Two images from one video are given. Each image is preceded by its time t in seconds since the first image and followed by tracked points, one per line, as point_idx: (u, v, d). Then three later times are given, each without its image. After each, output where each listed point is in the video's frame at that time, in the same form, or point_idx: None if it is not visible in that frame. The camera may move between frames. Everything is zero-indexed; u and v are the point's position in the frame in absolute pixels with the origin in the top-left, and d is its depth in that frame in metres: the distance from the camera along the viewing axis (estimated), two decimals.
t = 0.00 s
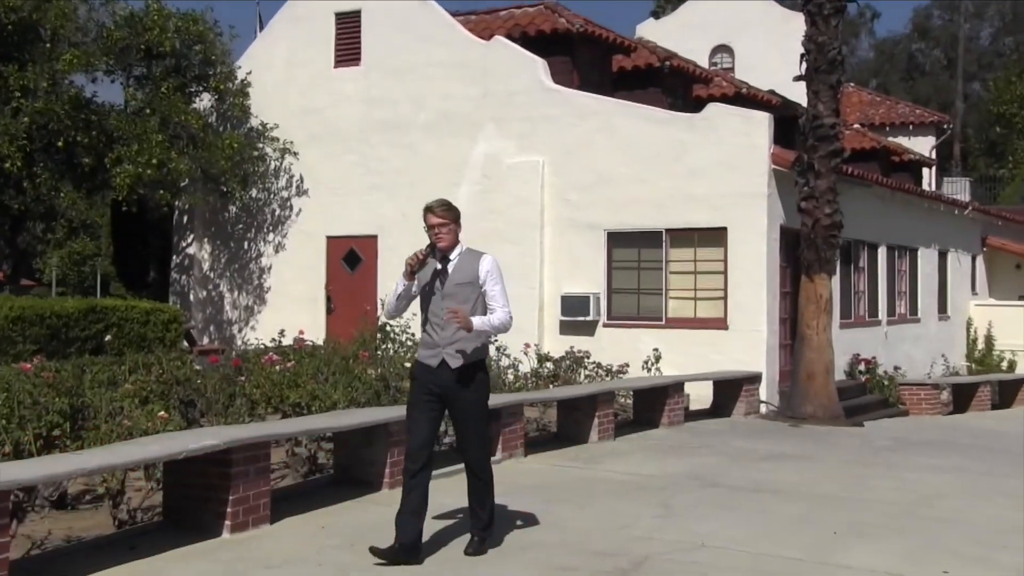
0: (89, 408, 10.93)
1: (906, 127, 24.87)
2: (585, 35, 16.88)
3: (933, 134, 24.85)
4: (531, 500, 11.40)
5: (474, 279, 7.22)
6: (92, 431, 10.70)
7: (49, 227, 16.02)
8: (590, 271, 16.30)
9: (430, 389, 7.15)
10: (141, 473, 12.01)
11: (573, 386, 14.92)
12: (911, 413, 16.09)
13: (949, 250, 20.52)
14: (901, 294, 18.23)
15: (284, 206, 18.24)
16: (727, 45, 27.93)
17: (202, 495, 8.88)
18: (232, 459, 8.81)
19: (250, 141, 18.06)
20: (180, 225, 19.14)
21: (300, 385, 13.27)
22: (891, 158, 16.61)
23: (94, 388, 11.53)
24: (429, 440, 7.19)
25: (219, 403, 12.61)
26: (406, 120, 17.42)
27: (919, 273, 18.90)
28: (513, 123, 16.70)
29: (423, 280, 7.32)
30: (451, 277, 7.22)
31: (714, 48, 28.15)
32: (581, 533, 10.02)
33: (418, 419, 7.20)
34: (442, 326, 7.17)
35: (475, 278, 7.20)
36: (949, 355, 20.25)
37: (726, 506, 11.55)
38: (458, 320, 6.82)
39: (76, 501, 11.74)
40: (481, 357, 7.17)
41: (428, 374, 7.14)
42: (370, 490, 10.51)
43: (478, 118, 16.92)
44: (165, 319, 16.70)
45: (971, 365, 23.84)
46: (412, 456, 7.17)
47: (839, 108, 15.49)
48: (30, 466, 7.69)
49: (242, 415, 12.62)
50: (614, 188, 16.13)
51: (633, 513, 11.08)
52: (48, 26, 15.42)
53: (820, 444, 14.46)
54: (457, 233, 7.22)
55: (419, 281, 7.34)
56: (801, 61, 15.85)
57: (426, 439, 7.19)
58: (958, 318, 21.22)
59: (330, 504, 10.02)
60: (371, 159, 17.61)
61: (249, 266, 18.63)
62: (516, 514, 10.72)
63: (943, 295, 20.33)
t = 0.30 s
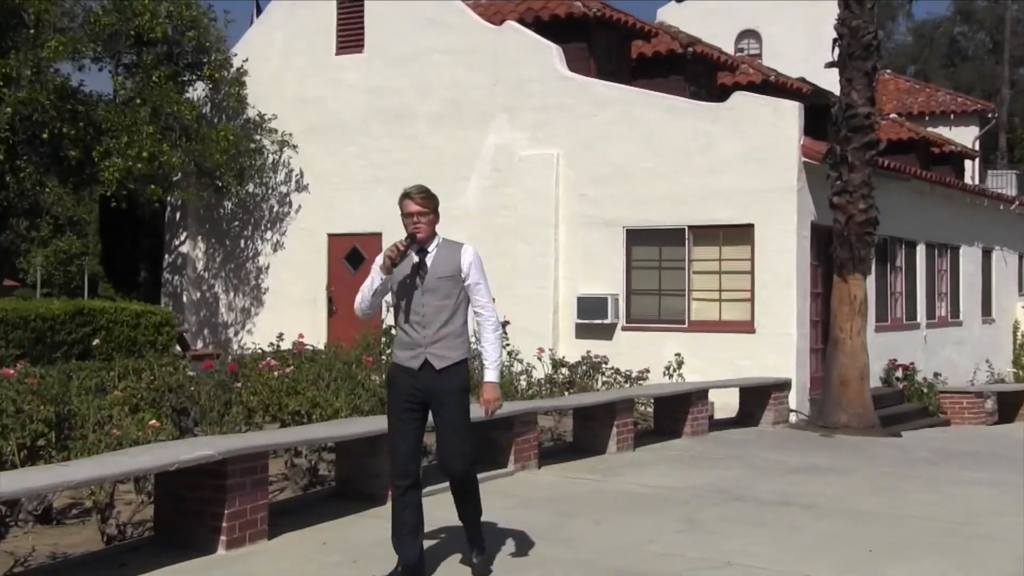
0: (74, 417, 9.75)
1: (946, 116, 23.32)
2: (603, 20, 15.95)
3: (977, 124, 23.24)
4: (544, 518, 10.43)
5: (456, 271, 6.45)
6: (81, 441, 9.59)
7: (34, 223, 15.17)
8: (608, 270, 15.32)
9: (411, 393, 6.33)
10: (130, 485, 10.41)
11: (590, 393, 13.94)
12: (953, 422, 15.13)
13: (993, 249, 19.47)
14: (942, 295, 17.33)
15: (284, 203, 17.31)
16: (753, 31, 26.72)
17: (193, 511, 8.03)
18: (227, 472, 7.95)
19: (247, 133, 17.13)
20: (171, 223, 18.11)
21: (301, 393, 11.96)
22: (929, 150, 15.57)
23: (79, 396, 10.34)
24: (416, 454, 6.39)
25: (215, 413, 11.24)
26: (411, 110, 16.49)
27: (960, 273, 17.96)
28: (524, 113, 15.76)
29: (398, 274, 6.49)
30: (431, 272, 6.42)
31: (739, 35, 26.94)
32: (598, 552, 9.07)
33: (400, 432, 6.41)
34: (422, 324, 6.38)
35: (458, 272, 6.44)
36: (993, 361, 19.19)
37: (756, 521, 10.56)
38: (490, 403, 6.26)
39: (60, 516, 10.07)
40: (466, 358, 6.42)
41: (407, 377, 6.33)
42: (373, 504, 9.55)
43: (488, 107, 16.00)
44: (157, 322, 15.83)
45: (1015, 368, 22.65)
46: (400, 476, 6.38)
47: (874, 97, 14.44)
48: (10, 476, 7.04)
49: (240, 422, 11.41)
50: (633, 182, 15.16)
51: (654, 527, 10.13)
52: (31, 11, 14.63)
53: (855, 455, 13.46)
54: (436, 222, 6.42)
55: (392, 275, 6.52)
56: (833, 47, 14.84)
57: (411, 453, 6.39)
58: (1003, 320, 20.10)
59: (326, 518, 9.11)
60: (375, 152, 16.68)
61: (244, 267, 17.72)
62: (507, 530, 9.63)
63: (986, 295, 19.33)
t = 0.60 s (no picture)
0: (82, 421, 9.03)
1: (984, 108, 22.35)
2: (625, 12, 15.47)
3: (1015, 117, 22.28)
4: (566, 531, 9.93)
5: (455, 270, 6.14)
6: (88, 446, 8.92)
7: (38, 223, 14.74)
8: (630, 270, 14.80)
9: (406, 394, 6.01)
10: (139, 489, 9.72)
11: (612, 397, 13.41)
12: (992, 426, 14.63)
13: None
14: (980, 296, 16.86)
15: (295, 200, 16.84)
16: (782, 20, 25.06)
17: (204, 517, 7.58)
18: (238, 478, 7.49)
19: (257, 129, 16.63)
20: (180, 220, 17.64)
21: (314, 396, 11.35)
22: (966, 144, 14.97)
23: (85, 399, 9.59)
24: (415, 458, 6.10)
25: (226, 417, 10.66)
26: (426, 104, 16.00)
27: (999, 272, 17.45)
28: (543, 108, 15.26)
29: (393, 272, 6.12)
30: (429, 269, 6.09)
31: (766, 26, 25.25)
32: (615, 561, 8.58)
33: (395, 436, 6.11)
34: (419, 324, 6.04)
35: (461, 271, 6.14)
36: None
37: (784, 530, 10.03)
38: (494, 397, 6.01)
39: (67, 522, 9.38)
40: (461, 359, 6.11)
41: (402, 379, 5.99)
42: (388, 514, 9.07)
43: (506, 101, 15.50)
44: (165, 324, 15.38)
45: None
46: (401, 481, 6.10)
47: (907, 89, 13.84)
48: (14, 483, 6.59)
49: (247, 427, 10.73)
50: (656, 178, 14.63)
51: (676, 536, 9.63)
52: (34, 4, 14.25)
53: (890, 462, 12.91)
54: (435, 218, 6.09)
55: (388, 274, 6.14)
56: (864, 37, 14.26)
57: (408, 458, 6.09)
58: None
59: (336, 526, 8.62)
60: (390, 147, 16.20)
61: (256, 266, 17.25)
62: (514, 540, 9.08)
63: None
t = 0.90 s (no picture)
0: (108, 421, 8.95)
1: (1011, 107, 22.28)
2: (650, 12, 15.48)
3: None
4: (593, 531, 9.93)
5: (462, 275, 6.04)
6: (114, 446, 8.85)
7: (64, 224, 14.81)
8: (654, 270, 14.78)
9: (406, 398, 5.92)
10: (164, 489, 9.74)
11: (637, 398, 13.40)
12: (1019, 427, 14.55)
13: None
14: (1007, 295, 16.77)
15: (319, 201, 16.89)
16: (808, 19, 24.96)
17: (229, 518, 7.59)
18: (263, 478, 7.51)
19: (281, 130, 16.67)
20: (204, 221, 17.68)
21: (338, 396, 11.37)
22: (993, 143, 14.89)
23: (110, 398, 9.53)
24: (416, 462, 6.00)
25: (251, 416, 10.70)
26: (450, 104, 16.02)
27: None
28: (567, 108, 15.26)
29: (400, 276, 6.04)
30: (436, 273, 6.00)
31: (792, 24, 25.21)
32: (639, 561, 8.56)
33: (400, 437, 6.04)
34: (422, 330, 5.95)
35: (467, 276, 6.04)
36: None
37: (809, 530, 10.00)
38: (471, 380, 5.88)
39: (93, 523, 9.39)
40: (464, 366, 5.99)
41: (401, 385, 5.91)
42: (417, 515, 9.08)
43: (531, 102, 15.51)
44: (190, 324, 15.43)
45: None
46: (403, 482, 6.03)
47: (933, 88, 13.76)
48: (37, 483, 6.57)
49: (272, 428, 10.73)
50: (680, 178, 14.60)
51: (700, 536, 9.60)
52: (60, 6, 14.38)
53: (916, 462, 12.86)
54: (443, 220, 6.03)
55: (394, 277, 6.05)
56: (890, 35, 14.18)
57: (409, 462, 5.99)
58: None
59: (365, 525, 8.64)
60: (413, 147, 16.22)
61: (280, 266, 17.29)
62: (525, 544, 8.90)
63: None
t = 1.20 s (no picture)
0: (131, 421, 8.85)
1: None
2: (672, 12, 15.52)
3: None
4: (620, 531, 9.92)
5: (463, 275, 5.94)
6: (137, 446, 8.70)
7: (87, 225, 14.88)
8: (677, 270, 14.75)
9: (402, 400, 5.86)
10: (188, 489, 9.68)
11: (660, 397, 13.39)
12: None
13: None
14: None
15: (341, 201, 16.91)
16: (830, 19, 24.86)
17: (250, 518, 7.60)
18: (285, 478, 7.52)
19: (303, 130, 16.72)
20: (227, 221, 17.72)
21: (361, 396, 11.32)
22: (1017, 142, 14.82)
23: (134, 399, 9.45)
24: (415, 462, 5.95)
25: (274, 417, 10.62)
26: (472, 104, 16.04)
27: None
28: (590, 108, 15.27)
29: (400, 270, 6.03)
30: (435, 270, 5.93)
31: (814, 24, 25.09)
32: (663, 561, 8.56)
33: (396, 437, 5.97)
34: (417, 327, 5.87)
35: (466, 275, 5.93)
36: None
37: (832, 531, 9.98)
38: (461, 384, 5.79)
39: (117, 522, 9.35)
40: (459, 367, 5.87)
41: (395, 383, 5.86)
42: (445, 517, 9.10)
43: (553, 102, 15.52)
44: (213, 324, 15.48)
45: None
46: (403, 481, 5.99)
47: (957, 86, 13.70)
48: (61, 483, 6.55)
49: (296, 429, 10.70)
50: (703, 179, 14.58)
51: (724, 536, 9.59)
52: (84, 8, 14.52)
53: (941, 463, 12.81)
54: (450, 217, 5.96)
55: (395, 270, 6.07)
56: (914, 34, 14.11)
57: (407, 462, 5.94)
58: None
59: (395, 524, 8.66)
60: (435, 147, 16.24)
61: (302, 266, 17.32)
62: (539, 550, 8.65)
63: None
